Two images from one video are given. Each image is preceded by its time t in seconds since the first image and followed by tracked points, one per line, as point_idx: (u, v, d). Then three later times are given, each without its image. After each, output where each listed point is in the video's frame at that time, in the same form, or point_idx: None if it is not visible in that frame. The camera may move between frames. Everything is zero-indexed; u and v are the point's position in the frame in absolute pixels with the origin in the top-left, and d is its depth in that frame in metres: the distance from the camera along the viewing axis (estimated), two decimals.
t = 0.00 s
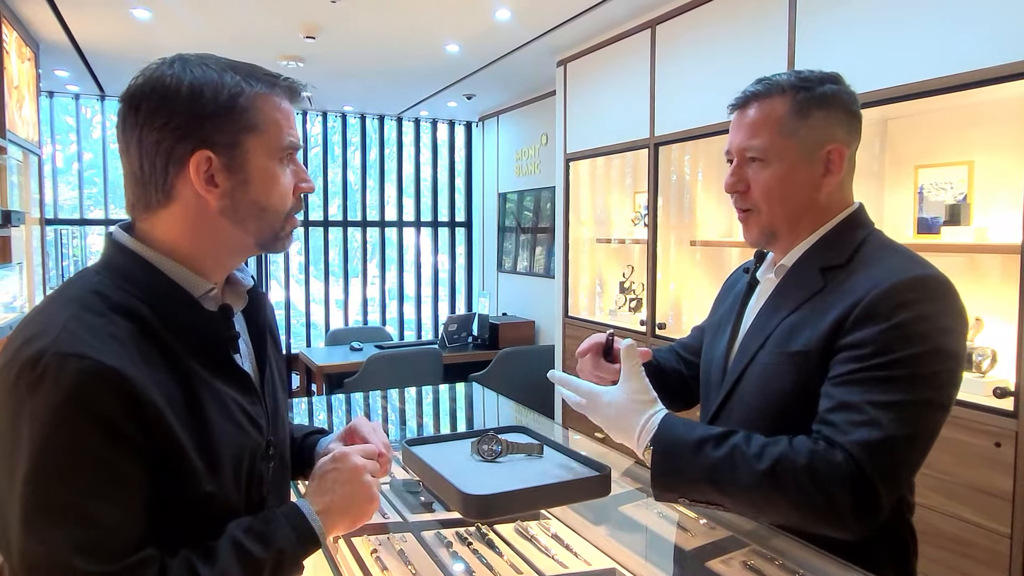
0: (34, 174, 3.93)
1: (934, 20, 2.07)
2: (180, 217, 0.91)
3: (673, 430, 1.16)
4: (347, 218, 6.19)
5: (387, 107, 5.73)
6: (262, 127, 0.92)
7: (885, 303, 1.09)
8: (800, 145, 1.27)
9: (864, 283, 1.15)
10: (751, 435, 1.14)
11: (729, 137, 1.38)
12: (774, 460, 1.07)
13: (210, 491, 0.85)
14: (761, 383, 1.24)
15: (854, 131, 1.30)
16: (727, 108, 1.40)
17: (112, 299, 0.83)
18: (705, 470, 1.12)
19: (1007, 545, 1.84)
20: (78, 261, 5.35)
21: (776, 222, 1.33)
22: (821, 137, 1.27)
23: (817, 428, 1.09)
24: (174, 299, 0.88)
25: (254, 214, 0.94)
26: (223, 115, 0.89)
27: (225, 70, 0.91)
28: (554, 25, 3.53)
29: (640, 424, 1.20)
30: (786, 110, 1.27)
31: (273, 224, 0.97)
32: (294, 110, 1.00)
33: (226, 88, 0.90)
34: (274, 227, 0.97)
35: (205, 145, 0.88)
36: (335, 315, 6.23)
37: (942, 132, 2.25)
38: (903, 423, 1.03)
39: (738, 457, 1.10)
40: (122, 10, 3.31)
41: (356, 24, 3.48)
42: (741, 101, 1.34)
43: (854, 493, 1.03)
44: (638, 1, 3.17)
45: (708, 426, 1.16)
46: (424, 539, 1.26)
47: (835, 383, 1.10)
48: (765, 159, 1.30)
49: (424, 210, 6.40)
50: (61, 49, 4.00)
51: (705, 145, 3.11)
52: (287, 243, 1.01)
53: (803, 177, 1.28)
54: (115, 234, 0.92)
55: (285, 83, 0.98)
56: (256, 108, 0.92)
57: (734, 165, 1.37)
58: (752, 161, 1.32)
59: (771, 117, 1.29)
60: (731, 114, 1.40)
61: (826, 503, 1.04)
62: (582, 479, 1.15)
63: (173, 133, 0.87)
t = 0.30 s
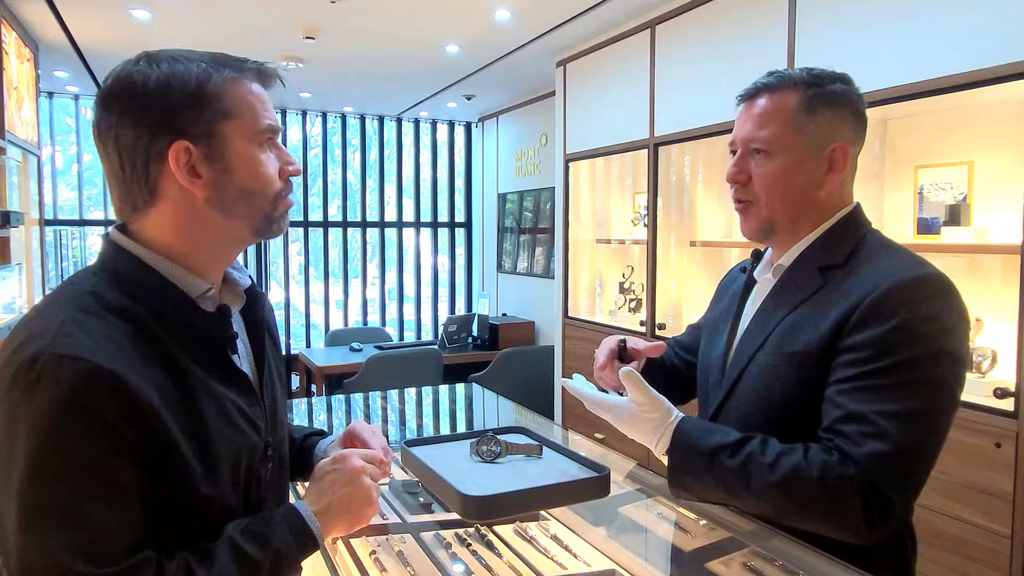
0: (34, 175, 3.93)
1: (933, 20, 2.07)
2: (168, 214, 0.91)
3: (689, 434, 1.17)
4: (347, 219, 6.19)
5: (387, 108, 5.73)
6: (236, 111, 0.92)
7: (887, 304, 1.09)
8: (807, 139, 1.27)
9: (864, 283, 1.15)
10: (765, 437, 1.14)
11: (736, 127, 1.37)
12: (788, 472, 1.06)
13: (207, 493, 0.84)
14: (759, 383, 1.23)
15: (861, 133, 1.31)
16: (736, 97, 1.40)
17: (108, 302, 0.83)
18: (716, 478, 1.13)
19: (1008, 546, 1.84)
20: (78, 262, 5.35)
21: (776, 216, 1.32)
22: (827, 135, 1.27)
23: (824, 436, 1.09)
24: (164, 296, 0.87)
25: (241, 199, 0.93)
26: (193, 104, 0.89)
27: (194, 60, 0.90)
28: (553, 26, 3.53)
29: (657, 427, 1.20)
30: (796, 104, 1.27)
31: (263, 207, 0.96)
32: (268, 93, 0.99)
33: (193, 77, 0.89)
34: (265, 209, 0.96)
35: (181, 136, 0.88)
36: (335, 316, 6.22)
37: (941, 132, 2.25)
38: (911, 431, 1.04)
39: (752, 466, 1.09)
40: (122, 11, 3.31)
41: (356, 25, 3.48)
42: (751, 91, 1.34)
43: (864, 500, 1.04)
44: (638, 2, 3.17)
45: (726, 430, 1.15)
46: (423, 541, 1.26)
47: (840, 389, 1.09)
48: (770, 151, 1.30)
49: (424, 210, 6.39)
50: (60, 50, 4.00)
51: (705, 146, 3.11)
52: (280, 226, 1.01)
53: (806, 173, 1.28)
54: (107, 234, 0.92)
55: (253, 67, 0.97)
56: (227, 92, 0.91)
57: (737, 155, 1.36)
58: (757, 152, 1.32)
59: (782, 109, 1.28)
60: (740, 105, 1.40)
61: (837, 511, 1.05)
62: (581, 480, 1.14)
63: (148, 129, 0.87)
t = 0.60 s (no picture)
0: (35, 176, 3.93)
1: (935, 21, 2.06)
2: (168, 215, 0.91)
3: (703, 446, 1.16)
4: (348, 219, 6.19)
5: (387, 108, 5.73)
6: (243, 115, 0.92)
7: (895, 307, 1.08)
8: (806, 139, 1.27)
9: (868, 285, 1.15)
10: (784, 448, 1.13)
11: (734, 132, 1.37)
12: (810, 483, 1.05)
13: (207, 493, 0.84)
14: (763, 388, 1.23)
15: (859, 131, 1.31)
16: (732, 103, 1.40)
17: (106, 301, 0.83)
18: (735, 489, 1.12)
19: (1011, 547, 1.83)
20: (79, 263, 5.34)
21: (778, 216, 1.32)
22: (827, 135, 1.27)
23: (841, 444, 1.08)
24: (163, 294, 0.87)
25: (242, 202, 0.93)
26: (202, 107, 0.89)
27: (203, 63, 0.90)
28: (554, 26, 3.53)
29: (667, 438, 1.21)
30: (793, 105, 1.27)
31: (264, 210, 0.96)
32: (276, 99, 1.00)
33: (202, 80, 0.89)
34: (265, 212, 0.96)
35: (187, 137, 0.88)
36: (335, 316, 6.22)
37: (943, 132, 2.25)
38: (929, 435, 1.04)
39: (772, 477, 1.09)
40: (123, 11, 3.31)
41: (356, 25, 3.47)
42: (748, 94, 1.34)
43: (889, 510, 1.03)
44: (638, 2, 3.17)
45: (741, 443, 1.15)
46: (425, 541, 1.26)
47: (854, 396, 1.09)
48: (769, 153, 1.30)
49: (424, 211, 6.39)
50: (62, 51, 4.00)
51: (706, 146, 3.11)
52: (281, 230, 1.00)
53: (807, 174, 1.27)
54: (106, 234, 0.92)
55: (262, 71, 0.97)
56: (235, 95, 0.91)
57: (736, 160, 1.36)
58: (756, 155, 1.32)
59: (779, 111, 1.28)
60: (736, 108, 1.40)
61: (863, 521, 1.04)
62: (584, 481, 1.14)
63: (155, 129, 0.87)
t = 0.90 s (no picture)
0: (36, 177, 3.93)
1: (937, 22, 2.06)
2: (177, 219, 0.91)
3: (712, 439, 1.16)
4: (348, 220, 6.19)
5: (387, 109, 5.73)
6: (260, 127, 0.92)
7: (897, 308, 1.08)
8: (809, 139, 1.27)
9: (871, 286, 1.14)
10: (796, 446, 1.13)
11: (738, 128, 1.37)
12: (815, 481, 1.06)
13: (209, 495, 0.84)
14: (766, 390, 1.23)
15: (863, 134, 1.31)
16: (739, 99, 1.40)
17: (108, 302, 0.83)
18: (742, 482, 1.12)
19: (1014, 548, 1.83)
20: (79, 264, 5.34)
21: (776, 215, 1.32)
22: (830, 136, 1.27)
23: (847, 445, 1.08)
24: (168, 294, 0.87)
25: (251, 214, 0.93)
26: (220, 116, 0.89)
27: (225, 71, 0.90)
28: (555, 27, 3.53)
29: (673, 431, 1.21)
30: (799, 104, 1.27)
31: (273, 221, 0.96)
32: (292, 110, 1.00)
33: (224, 89, 0.89)
34: (274, 224, 0.96)
35: (202, 146, 0.88)
36: (336, 317, 6.22)
37: (944, 133, 2.25)
38: (934, 438, 1.04)
39: (779, 475, 1.09)
40: (124, 12, 3.31)
41: (357, 26, 3.48)
42: (754, 91, 1.34)
43: (895, 512, 1.03)
44: (639, 2, 3.17)
45: (749, 438, 1.15)
46: (429, 542, 1.26)
47: (859, 399, 1.08)
48: (771, 152, 1.30)
49: (425, 212, 6.39)
50: (62, 52, 4.00)
51: (707, 146, 3.11)
52: (288, 240, 1.01)
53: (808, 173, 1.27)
54: (111, 235, 0.92)
55: (283, 84, 0.97)
56: (255, 108, 0.91)
57: (739, 157, 1.36)
58: (758, 154, 1.32)
59: (784, 109, 1.28)
60: (743, 105, 1.40)
61: (868, 523, 1.04)
62: (587, 482, 1.14)
63: (170, 135, 0.87)
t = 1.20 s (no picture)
0: (36, 177, 3.93)
1: (939, 22, 2.06)
2: (178, 220, 0.91)
3: (718, 442, 1.16)
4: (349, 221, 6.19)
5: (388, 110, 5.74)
6: (255, 122, 0.92)
7: (900, 310, 1.08)
8: (815, 139, 1.27)
9: (875, 288, 1.14)
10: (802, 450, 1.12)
11: (742, 127, 1.37)
12: (823, 484, 1.05)
13: (215, 498, 0.84)
14: (769, 392, 1.23)
15: (868, 137, 1.31)
16: (743, 98, 1.40)
17: (116, 304, 0.83)
18: (748, 486, 1.12)
19: (1016, 549, 1.83)
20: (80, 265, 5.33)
21: (782, 215, 1.32)
22: (836, 136, 1.27)
23: (854, 448, 1.08)
24: (174, 296, 0.87)
25: (252, 211, 0.93)
26: (213, 115, 0.88)
27: (214, 67, 0.90)
28: (556, 28, 3.53)
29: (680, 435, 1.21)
30: (805, 104, 1.27)
31: (275, 217, 0.96)
32: (286, 103, 0.99)
33: (214, 86, 0.89)
34: (276, 220, 0.96)
35: (198, 145, 0.88)
36: (337, 318, 6.22)
37: (945, 134, 2.25)
38: (941, 440, 1.03)
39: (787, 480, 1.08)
40: (125, 13, 3.31)
41: (358, 27, 3.48)
42: (760, 90, 1.34)
43: (904, 515, 1.03)
44: (640, 3, 3.17)
45: (755, 441, 1.15)
46: (431, 544, 1.26)
47: (864, 401, 1.08)
48: (777, 151, 1.30)
49: (425, 213, 6.39)
50: (63, 52, 4.00)
51: (707, 147, 3.11)
52: (291, 235, 1.01)
53: (813, 173, 1.27)
54: (113, 236, 0.92)
55: (275, 76, 0.97)
56: (247, 103, 0.91)
57: (744, 155, 1.36)
58: (764, 153, 1.32)
59: (790, 108, 1.28)
60: (748, 105, 1.40)
61: (877, 526, 1.04)
62: (589, 484, 1.14)
63: (166, 136, 0.87)
